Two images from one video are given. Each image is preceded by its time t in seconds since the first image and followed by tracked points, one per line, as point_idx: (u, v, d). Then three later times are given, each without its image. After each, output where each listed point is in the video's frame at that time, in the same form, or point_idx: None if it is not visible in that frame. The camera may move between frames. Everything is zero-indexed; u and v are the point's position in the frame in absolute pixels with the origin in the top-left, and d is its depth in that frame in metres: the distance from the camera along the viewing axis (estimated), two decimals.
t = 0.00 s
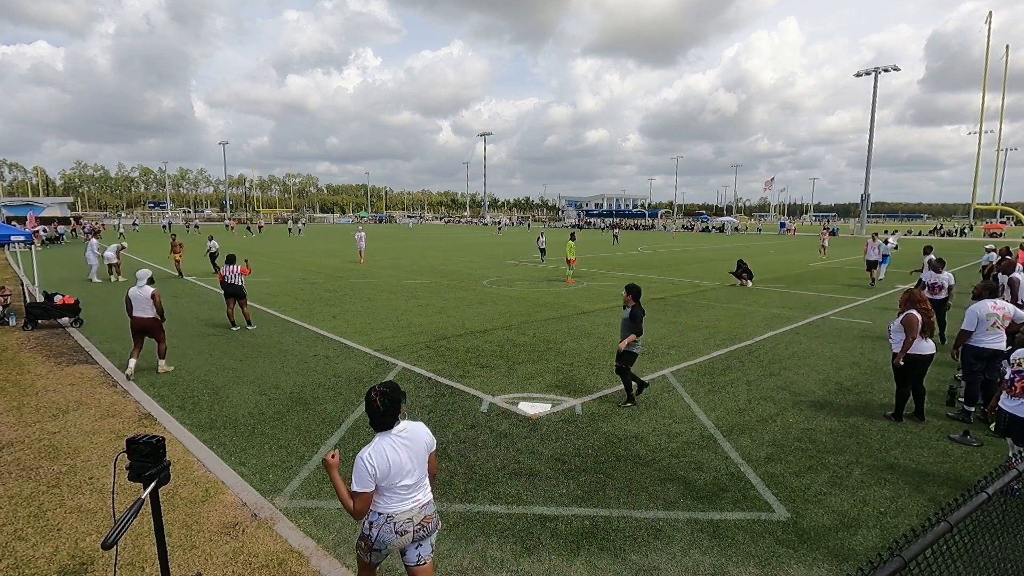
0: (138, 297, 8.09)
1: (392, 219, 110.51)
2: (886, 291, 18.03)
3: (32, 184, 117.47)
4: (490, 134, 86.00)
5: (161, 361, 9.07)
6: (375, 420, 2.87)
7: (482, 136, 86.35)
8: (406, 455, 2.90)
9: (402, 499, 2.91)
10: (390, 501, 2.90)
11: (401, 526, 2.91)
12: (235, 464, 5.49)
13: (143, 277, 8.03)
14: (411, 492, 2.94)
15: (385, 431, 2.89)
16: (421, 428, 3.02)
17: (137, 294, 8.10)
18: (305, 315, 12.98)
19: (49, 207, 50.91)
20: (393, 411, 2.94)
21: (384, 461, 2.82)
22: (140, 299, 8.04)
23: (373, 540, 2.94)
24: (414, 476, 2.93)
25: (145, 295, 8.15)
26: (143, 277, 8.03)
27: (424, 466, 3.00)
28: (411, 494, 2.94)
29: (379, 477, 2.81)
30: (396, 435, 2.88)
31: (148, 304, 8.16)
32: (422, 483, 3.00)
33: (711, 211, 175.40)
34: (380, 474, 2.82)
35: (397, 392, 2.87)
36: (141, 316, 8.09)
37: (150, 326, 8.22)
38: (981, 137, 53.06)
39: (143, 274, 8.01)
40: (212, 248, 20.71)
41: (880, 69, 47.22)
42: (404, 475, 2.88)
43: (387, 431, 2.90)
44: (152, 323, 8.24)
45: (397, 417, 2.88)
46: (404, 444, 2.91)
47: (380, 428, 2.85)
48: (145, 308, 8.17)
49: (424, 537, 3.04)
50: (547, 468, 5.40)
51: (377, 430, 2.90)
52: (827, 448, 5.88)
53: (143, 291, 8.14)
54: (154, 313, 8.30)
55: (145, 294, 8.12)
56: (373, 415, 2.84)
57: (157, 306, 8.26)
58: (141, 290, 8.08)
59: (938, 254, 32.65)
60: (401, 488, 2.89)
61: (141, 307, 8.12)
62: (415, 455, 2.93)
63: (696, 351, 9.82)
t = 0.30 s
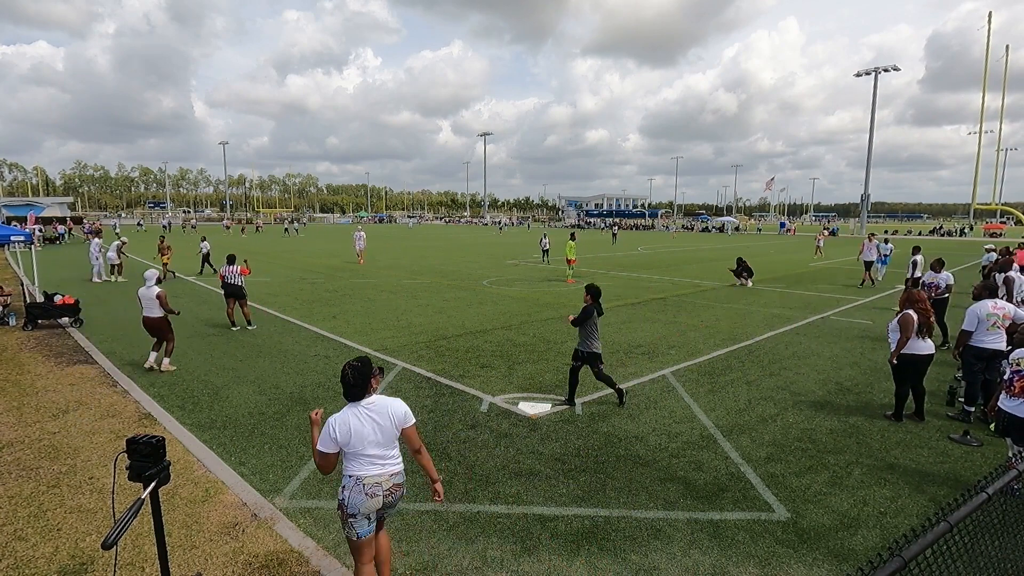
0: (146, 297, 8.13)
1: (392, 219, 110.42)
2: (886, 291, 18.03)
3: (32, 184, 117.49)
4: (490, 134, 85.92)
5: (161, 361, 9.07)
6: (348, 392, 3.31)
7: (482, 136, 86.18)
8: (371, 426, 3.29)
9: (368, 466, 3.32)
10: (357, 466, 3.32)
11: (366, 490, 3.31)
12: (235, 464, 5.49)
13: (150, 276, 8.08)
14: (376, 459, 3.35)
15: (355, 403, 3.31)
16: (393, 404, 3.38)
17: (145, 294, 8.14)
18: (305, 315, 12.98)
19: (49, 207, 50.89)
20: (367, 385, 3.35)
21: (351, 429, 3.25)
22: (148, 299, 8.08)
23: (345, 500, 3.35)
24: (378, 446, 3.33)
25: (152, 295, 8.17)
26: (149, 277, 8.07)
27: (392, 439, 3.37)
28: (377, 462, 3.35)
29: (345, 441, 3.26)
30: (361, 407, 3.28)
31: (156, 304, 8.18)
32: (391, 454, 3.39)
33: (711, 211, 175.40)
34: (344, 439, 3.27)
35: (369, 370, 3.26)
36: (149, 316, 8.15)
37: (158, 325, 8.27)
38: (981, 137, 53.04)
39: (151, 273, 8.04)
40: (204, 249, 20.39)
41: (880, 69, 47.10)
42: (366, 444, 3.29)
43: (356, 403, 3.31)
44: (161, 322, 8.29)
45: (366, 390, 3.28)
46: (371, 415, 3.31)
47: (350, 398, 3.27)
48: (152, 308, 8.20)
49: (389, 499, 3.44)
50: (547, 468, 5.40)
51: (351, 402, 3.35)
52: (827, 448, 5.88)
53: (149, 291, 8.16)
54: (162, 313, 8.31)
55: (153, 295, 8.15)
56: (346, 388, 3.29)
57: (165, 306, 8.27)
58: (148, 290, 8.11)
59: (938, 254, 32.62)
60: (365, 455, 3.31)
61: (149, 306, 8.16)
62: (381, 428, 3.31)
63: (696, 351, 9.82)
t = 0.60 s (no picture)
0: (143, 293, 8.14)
1: (392, 220, 110.43)
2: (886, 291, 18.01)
3: (33, 184, 117.61)
4: (490, 134, 85.83)
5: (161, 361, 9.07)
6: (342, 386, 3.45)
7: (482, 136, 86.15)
8: (361, 417, 3.43)
9: (356, 452, 3.45)
10: (346, 452, 3.45)
11: (353, 475, 3.44)
12: (235, 464, 5.49)
13: (148, 271, 8.08)
14: (365, 449, 3.47)
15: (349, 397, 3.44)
16: (385, 398, 3.49)
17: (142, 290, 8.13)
18: (305, 316, 12.98)
19: (48, 207, 50.87)
20: (362, 379, 3.49)
21: (343, 418, 3.39)
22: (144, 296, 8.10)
23: (333, 486, 3.47)
24: (366, 435, 3.46)
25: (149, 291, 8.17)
26: (148, 272, 8.05)
27: (381, 430, 3.50)
28: (364, 449, 3.48)
29: (337, 429, 3.41)
30: (353, 400, 3.42)
31: (152, 300, 8.17)
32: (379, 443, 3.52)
33: (711, 211, 175.41)
34: (335, 429, 3.41)
35: (362, 365, 3.41)
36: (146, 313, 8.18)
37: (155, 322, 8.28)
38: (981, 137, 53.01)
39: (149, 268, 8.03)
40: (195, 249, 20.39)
41: (879, 69, 46.97)
42: (356, 434, 3.42)
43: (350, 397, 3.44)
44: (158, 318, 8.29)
45: (359, 385, 3.42)
46: (362, 406, 3.44)
47: (344, 391, 3.41)
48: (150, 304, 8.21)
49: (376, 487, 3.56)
50: (546, 468, 5.40)
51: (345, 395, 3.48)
52: (827, 448, 5.89)
53: (146, 287, 8.14)
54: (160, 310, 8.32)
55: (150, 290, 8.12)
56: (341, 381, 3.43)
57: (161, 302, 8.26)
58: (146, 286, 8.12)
59: (938, 254, 32.61)
60: (354, 444, 3.44)
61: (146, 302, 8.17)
62: (370, 419, 3.44)
63: (696, 351, 9.83)
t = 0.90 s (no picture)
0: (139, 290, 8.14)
1: (391, 220, 110.29)
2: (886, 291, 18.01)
3: (33, 183, 117.79)
4: (490, 134, 85.62)
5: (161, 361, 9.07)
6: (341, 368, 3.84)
7: (483, 136, 85.98)
8: (358, 397, 3.78)
9: (351, 431, 3.78)
10: (343, 430, 3.80)
11: (348, 451, 3.77)
12: (235, 464, 5.49)
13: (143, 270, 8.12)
14: (359, 428, 3.80)
15: (348, 379, 3.82)
16: (381, 379, 3.89)
17: (138, 288, 8.14)
18: (305, 316, 12.98)
19: (48, 207, 50.85)
20: (361, 362, 3.92)
21: (341, 397, 3.75)
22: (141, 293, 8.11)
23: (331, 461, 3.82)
24: (362, 415, 3.79)
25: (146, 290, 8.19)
26: (142, 271, 8.05)
27: (377, 410, 3.86)
28: (360, 430, 3.80)
29: (335, 408, 3.75)
30: (352, 380, 3.80)
31: (150, 298, 8.23)
32: (374, 424, 3.85)
33: (711, 211, 175.44)
34: (334, 407, 3.75)
35: (361, 348, 3.84)
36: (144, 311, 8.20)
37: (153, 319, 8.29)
38: (982, 137, 52.97)
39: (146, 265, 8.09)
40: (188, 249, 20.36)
41: (880, 69, 46.84)
42: (352, 413, 3.77)
43: (349, 379, 3.82)
44: (157, 316, 8.32)
45: (358, 366, 3.81)
46: (360, 387, 3.82)
47: (344, 373, 3.80)
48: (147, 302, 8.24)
49: (369, 466, 3.84)
50: (546, 468, 5.40)
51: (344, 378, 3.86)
52: (827, 448, 5.89)
53: (143, 286, 8.18)
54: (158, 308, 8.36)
55: (148, 288, 8.19)
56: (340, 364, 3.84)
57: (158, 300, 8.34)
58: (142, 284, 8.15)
59: (938, 254, 32.57)
60: (350, 423, 3.78)
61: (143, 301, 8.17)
62: (367, 400, 3.80)
63: (695, 351, 9.83)
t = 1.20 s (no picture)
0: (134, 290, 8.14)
1: (391, 220, 110.30)
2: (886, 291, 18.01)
3: (33, 184, 117.70)
4: (490, 134, 85.44)
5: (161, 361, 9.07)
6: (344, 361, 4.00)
7: (482, 136, 85.86)
8: (357, 388, 3.93)
9: (351, 420, 3.94)
10: (343, 419, 3.96)
11: (349, 439, 3.95)
12: (235, 464, 5.49)
13: (137, 271, 8.11)
14: (359, 417, 3.95)
15: (349, 371, 3.97)
16: (381, 372, 4.02)
17: (133, 288, 8.12)
18: (305, 316, 12.98)
19: (48, 207, 50.85)
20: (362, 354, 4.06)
21: (342, 387, 3.91)
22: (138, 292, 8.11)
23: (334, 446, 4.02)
24: (361, 405, 3.93)
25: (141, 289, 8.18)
26: (136, 271, 8.05)
27: (377, 401, 4.00)
28: (359, 418, 3.95)
29: (336, 397, 3.91)
30: (352, 372, 3.94)
31: (147, 297, 8.22)
32: (374, 413, 4.00)
33: (711, 211, 175.47)
34: (334, 397, 3.91)
35: (362, 342, 3.97)
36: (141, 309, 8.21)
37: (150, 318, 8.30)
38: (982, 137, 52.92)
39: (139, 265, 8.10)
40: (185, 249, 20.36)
41: (880, 69, 46.68)
42: (352, 403, 3.91)
43: (350, 371, 3.98)
44: (154, 314, 8.32)
45: (358, 360, 3.94)
46: (360, 378, 3.96)
47: (345, 365, 3.95)
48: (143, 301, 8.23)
49: (369, 453, 4.00)
50: (546, 468, 5.40)
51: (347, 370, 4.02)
52: (827, 448, 5.88)
53: (138, 286, 8.16)
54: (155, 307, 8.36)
55: (143, 287, 8.16)
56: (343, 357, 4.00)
57: (156, 298, 8.35)
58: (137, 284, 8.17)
59: (938, 254, 32.58)
60: (349, 412, 3.93)
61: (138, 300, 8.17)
62: (366, 390, 3.94)
63: (695, 351, 9.83)
